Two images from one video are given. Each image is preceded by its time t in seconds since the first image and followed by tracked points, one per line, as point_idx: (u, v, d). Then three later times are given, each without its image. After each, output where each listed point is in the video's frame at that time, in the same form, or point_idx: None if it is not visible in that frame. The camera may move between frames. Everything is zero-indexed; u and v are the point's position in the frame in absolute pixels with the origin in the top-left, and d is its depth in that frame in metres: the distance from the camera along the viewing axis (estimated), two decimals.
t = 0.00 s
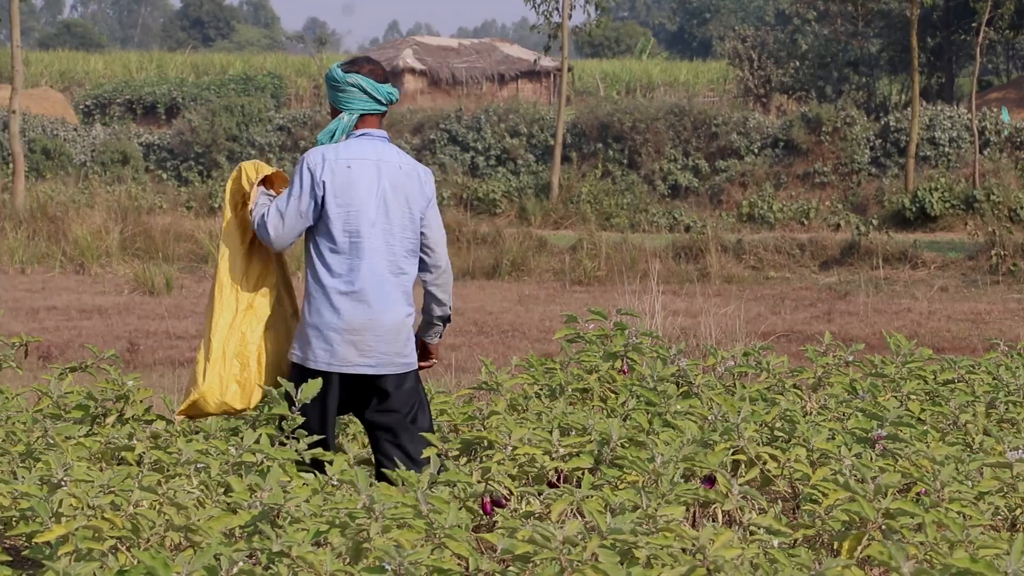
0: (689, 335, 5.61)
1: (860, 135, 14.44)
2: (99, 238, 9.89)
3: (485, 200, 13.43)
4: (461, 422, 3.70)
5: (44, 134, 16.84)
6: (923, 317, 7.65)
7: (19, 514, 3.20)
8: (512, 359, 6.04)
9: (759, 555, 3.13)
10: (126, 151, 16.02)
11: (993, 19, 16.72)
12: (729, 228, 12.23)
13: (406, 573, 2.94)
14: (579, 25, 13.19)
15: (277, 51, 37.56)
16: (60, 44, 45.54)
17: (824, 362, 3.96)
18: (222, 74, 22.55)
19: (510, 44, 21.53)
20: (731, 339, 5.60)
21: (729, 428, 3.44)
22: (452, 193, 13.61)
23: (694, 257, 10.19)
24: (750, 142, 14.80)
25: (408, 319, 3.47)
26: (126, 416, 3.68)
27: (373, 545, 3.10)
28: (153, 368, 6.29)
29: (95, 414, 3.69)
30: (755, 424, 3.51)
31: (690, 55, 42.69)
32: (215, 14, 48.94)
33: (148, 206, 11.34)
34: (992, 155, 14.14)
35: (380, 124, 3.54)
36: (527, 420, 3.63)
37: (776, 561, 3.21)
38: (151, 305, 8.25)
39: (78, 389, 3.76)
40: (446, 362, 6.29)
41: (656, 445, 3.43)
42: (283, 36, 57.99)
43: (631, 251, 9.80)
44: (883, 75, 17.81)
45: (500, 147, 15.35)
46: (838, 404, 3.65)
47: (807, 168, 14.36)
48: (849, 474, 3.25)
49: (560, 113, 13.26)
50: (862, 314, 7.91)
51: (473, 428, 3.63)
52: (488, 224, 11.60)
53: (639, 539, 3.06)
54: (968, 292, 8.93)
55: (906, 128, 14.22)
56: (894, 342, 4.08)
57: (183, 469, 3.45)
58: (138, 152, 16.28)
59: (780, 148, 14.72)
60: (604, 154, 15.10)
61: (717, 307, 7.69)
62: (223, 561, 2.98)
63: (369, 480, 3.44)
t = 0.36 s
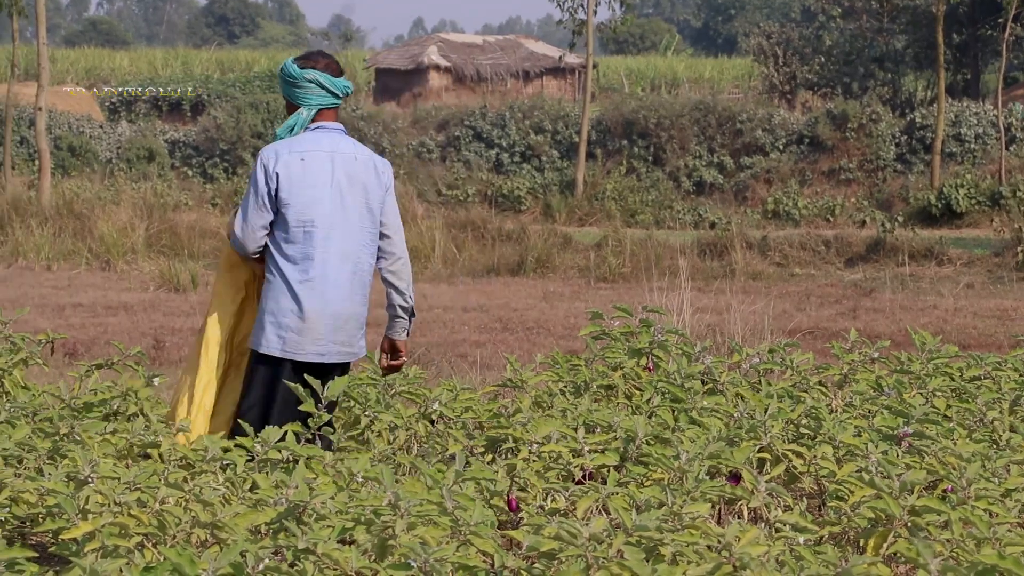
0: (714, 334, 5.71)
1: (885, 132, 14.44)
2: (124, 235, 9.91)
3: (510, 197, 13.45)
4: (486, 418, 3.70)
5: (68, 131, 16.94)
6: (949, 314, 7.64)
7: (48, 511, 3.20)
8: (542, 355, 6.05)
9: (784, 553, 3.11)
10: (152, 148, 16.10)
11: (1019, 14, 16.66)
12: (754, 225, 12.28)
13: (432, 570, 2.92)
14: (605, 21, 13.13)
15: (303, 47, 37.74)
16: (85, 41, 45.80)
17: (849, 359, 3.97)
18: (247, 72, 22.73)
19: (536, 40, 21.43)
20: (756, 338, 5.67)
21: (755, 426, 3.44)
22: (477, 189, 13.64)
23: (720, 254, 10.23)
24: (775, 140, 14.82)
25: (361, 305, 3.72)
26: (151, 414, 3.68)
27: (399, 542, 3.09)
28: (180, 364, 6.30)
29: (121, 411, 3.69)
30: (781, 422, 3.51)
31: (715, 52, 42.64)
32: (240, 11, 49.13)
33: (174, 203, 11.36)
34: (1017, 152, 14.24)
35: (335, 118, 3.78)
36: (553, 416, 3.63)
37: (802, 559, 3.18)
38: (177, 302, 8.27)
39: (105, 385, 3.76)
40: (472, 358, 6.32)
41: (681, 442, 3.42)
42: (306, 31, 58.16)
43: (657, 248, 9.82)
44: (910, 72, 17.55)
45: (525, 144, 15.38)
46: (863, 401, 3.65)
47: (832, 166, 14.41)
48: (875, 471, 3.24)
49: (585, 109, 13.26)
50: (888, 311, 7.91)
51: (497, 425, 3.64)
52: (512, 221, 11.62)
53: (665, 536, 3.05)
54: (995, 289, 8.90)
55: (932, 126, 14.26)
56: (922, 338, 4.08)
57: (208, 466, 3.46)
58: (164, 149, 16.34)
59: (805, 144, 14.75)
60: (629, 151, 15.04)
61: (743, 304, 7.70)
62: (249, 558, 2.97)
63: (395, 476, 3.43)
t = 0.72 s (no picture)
0: (731, 332, 5.66)
1: (901, 131, 14.40)
2: (139, 233, 9.92)
3: (524, 196, 13.45)
4: (500, 417, 3.69)
5: (83, 130, 16.98)
6: (964, 313, 7.63)
7: (63, 509, 3.20)
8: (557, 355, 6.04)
9: (799, 551, 3.09)
10: (168, 147, 16.17)
11: None
12: (769, 224, 12.30)
13: (446, 570, 2.91)
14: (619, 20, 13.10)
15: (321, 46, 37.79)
16: (101, 40, 45.93)
17: (864, 358, 3.96)
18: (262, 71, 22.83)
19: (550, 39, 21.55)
20: (773, 335, 5.63)
21: (769, 424, 3.43)
22: (491, 188, 13.65)
23: (734, 253, 10.20)
24: (790, 138, 14.81)
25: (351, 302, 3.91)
26: (163, 412, 3.66)
27: (413, 542, 3.07)
28: (194, 363, 6.30)
29: (134, 410, 3.68)
30: (797, 420, 3.50)
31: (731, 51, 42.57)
32: (256, 11, 49.17)
33: (190, 201, 11.37)
34: None
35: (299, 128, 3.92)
36: (568, 415, 3.61)
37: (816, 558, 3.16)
38: (192, 301, 8.27)
39: (119, 385, 3.75)
40: (485, 357, 6.30)
41: (696, 441, 3.41)
42: (322, 31, 58.08)
43: (672, 247, 9.82)
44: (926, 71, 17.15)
45: (540, 143, 15.34)
46: (878, 400, 3.64)
47: (847, 165, 14.34)
48: (890, 469, 3.23)
49: (599, 109, 13.25)
50: (903, 309, 7.89)
51: (511, 424, 3.63)
52: (527, 219, 11.62)
53: (679, 535, 3.03)
54: (1011, 288, 8.88)
55: (948, 125, 14.21)
56: (937, 337, 4.06)
57: (222, 465, 3.45)
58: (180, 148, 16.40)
59: (821, 143, 14.73)
60: (644, 150, 15.14)
61: (759, 301, 7.69)
62: (263, 557, 2.95)
63: (409, 475, 3.42)
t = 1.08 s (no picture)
0: (738, 334, 5.62)
1: (904, 133, 14.42)
2: (143, 236, 9.92)
3: (528, 199, 13.44)
4: (503, 419, 3.70)
5: (87, 132, 16.96)
6: (966, 315, 7.63)
7: (67, 511, 3.21)
8: (560, 356, 6.03)
9: (803, 554, 3.09)
10: (170, 149, 16.15)
11: None
12: (772, 226, 12.30)
13: (450, 571, 2.91)
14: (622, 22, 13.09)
15: (324, 49, 37.70)
16: (104, 42, 45.84)
17: (867, 360, 3.95)
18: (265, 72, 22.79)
19: (553, 41, 21.51)
20: (779, 338, 5.64)
21: (772, 427, 3.44)
22: (494, 190, 13.65)
23: (737, 255, 10.19)
24: (793, 141, 14.80)
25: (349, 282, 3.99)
26: (168, 414, 3.66)
27: (418, 543, 3.08)
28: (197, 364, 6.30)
29: (139, 412, 3.68)
30: (799, 423, 3.51)
31: (735, 53, 42.46)
32: (259, 13, 49.09)
33: (192, 204, 11.37)
34: None
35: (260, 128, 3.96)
36: (571, 417, 3.62)
37: (820, 560, 3.17)
38: (195, 303, 8.27)
39: (124, 387, 3.75)
40: (489, 360, 6.31)
41: (699, 444, 3.42)
42: (326, 35, 58.02)
43: (675, 249, 9.82)
44: (929, 74, 17.10)
45: (543, 145, 15.33)
46: (882, 402, 3.65)
47: (851, 167, 14.32)
48: (893, 471, 3.23)
49: (602, 111, 13.25)
50: (906, 312, 7.89)
51: (514, 426, 3.64)
52: (531, 221, 11.61)
53: (682, 538, 3.04)
54: (1014, 290, 8.87)
55: (951, 127, 14.21)
56: (940, 339, 4.05)
57: (227, 467, 3.45)
58: (184, 150, 16.39)
59: (824, 145, 14.70)
60: (648, 152, 15.11)
61: (763, 304, 7.69)
62: (267, 559, 2.96)
63: (414, 477, 3.42)
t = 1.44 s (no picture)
0: (745, 339, 5.68)
1: (915, 139, 14.30)
2: (154, 241, 9.90)
3: (538, 204, 13.44)
4: (514, 425, 3.70)
5: (98, 137, 16.97)
6: (978, 320, 7.63)
7: (79, 517, 3.22)
8: (570, 362, 6.04)
9: (814, 560, 3.09)
10: (181, 155, 16.17)
11: None
12: (783, 231, 12.28)
13: None
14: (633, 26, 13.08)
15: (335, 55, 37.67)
16: (115, 48, 45.85)
17: (879, 366, 3.95)
18: (275, 78, 22.81)
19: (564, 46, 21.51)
20: (789, 344, 5.66)
21: (782, 433, 3.45)
22: (504, 196, 13.64)
23: (747, 260, 10.19)
24: (804, 146, 14.76)
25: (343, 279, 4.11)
26: (178, 418, 3.66)
27: (430, 549, 3.08)
28: (209, 371, 6.32)
29: (149, 417, 3.68)
30: (810, 429, 3.51)
31: (744, 58, 42.40)
32: (269, 18, 49.08)
33: (204, 210, 11.37)
34: None
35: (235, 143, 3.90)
36: (581, 423, 3.62)
37: (830, 565, 3.18)
38: (206, 309, 8.26)
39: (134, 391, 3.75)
40: (500, 365, 6.32)
41: (710, 449, 3.42)
42: (335, 39, 58.02)
43: (685, 255, 9.81)
44: (939, 78, 17.09)
45: (553, 151, 15.30)
46: (893, 407, 3.65)
47: (861, 172, 14.29)
48: (905, 476, 3.24)
49: (613, 116, 13.24)
50: (918, 317, 7.88)
51: (525, 431, 3.64)
52: (542, 227, 11.60)
53: (694, 543, 3.03)
54: None
55: (962, 131, 14.18)
56: (952, 345, 4.05)
57: (238, 473, 3.46)
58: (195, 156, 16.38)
59: (834, 150, 14.67)
60: (658, 157, 15.12)
61: (773, 309, 7.69)
62: (279, 564, 2.97)
63: (425, 482, 3.43)
